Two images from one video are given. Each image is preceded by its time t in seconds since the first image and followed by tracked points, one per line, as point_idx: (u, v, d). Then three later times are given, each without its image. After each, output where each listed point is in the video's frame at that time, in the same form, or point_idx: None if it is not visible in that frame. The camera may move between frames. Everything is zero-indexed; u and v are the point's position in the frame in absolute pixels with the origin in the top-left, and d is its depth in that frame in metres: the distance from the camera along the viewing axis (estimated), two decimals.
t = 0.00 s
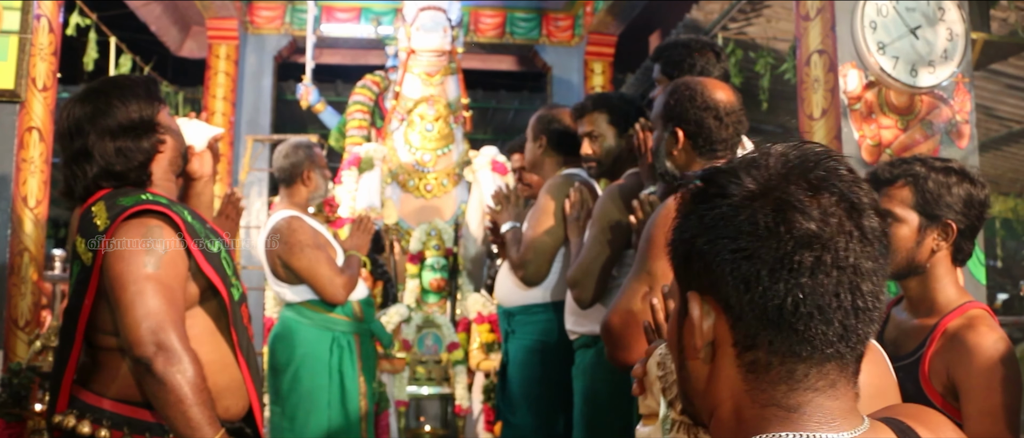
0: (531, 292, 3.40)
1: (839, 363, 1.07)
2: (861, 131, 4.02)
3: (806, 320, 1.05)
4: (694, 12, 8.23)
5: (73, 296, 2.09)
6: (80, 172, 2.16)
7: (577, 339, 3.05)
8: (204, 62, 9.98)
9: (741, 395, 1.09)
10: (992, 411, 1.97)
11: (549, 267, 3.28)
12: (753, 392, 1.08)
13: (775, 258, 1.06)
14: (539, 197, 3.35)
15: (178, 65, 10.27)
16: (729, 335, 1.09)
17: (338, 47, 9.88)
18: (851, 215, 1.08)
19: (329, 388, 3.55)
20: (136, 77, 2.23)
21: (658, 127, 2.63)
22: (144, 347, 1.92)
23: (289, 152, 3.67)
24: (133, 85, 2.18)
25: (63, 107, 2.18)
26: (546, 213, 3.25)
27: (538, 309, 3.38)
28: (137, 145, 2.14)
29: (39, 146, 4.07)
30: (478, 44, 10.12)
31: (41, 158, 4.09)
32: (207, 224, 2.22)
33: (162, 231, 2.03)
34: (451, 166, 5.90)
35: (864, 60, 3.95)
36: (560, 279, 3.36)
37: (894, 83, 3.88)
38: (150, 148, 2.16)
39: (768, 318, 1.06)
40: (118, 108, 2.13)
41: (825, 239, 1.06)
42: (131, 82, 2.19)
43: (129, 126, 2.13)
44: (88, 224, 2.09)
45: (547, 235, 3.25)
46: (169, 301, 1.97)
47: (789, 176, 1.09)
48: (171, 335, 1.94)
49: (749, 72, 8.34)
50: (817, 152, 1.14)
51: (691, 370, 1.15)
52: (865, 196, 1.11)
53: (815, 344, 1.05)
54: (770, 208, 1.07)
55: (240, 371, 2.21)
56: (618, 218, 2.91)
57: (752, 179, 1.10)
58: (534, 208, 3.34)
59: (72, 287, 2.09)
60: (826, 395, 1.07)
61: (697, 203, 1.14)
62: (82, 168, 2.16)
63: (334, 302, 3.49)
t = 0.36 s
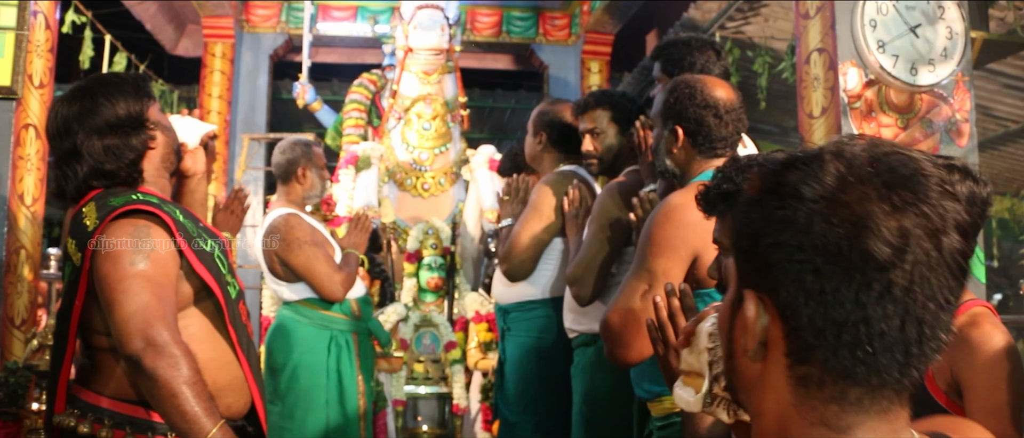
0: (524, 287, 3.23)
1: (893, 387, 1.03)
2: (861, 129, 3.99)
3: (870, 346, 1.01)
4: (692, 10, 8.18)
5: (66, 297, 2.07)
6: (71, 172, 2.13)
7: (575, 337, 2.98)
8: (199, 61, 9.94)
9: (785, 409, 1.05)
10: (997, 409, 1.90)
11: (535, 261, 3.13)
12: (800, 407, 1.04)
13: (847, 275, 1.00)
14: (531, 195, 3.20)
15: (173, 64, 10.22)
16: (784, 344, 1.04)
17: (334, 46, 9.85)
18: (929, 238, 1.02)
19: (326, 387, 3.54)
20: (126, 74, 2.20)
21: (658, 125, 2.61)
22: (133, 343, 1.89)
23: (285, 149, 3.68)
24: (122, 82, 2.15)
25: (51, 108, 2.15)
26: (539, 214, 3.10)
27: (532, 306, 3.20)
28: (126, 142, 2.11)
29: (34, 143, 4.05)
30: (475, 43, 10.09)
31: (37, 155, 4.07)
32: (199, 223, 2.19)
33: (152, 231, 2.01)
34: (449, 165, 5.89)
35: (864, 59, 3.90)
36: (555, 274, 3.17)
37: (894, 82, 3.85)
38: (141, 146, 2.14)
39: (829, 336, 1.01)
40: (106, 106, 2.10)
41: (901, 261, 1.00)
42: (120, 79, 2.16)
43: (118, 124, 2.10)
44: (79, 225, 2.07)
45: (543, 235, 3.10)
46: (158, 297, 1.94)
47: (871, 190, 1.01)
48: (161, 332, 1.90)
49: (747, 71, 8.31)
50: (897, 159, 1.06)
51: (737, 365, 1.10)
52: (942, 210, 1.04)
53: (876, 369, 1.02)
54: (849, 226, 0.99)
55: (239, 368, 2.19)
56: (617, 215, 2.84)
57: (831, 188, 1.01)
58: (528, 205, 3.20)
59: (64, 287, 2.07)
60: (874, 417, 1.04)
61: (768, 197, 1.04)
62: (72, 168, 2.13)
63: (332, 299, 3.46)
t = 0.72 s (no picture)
0: (523, 288, 3.16)
1: None
2: (864, 127, 3.90)
3: (918, 407, 0.89)
4: (691, 8, 8.10)
5: (57, 294, 2.02)
6: (63, 167, 2.08)
7: (577, 337, 2.92)
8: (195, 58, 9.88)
9: None
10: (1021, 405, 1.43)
11: (534, 262, 3.07)
12: None
13: (906, 323, 0.86)
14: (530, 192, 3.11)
15: (168, 61, 10.15)
16: (827, 381, 0.92)
17: (330, 43, 9.79)
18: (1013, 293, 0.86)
19: (324, 385, 3.51)
20: (120, 68, 2.15)
21: (659, 121, 2.56)
22: (118, 338, 1.85)
23: (286, 146, 3.70)
24: (115, 76, 2.10)
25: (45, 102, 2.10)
26: (538, 213, 3.02)
27: (530, 306, 3.15)
28: (118, 136, 2.06)
29: (28, 140, 3.96)
30: (472, 41, 10.03)
31: (30, 152, 3.97)
32: (194, 220, 2.14)
33: (142, 228, 1.96)
34: (446, 163, 5.82)
35: (867, 56, 3.86)
36: (555, 273, 3.11)
37: (897, 79, 3.82)
38: (135, 141, 2.08)
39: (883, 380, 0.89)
40: (99, 101, 2.05)
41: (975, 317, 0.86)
42: (113, 74, 2.10)
43: (111, 119, 2.05)
44: (70, 221, 2.02)
45: (541, 236, 3.03)
46: (145, 291, 1.89)
47: (953, 242, 0.85)
48: (148, 328, 1.85)
49: (746, 69, 8.25)
50: (995, 202, 0.88)
51: (776, 384, 0.98)
52: None
53: (918, 431, 0.90)
54: (918, 280, 0.85)
55: (237, 367, 2.14)
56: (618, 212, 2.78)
57: (906, 226, 0.86)
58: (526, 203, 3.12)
59: (54, 285, 2.02)
60: None
61: (839, 219, 0.91)
62: (64, 163, 2.08)
63: (330, 297, 3.42)
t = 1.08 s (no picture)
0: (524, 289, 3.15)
1: None
2: (866, 126, 3.90)
3: (938, 411, 0.89)
4: (691, 7, 8.09)
5: (56, 295, 2.01)
6: (61, 165, 2.07)
7: (580, 337, 2.90)
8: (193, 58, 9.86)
9: None
10: None
11: (536, 263, 3.06)
12: None
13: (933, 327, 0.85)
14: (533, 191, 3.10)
15: (167, 60, 10.13)
16: (844, 381, 0.92)
17: (328, 42, 9.77)
18: None
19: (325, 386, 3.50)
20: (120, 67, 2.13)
21: (662, 119, 2.49)
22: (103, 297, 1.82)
23: (290, 145, 3.70)
24: (115, 75, 2.08)
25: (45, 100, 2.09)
26: (541, 213, 3.00)
27: (532, 306, 3.13)
28: (117, 133, 2.04)
29: (29, 138, 3.94)
30: (471, 40, 10.02)
31: (31, 150, 3.95)
32: (190, 218, 2.13)
33: (144, 225, 1.96)
34: (445, 163, 5.81)
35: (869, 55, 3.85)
36: (558, 273, 3.10)
37: (900, 78, 3.83)
38: (134, 139, 2.06)
39: (904, 382, 0.88)
40: (99, 99, 2.03)
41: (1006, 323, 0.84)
42: (113, 72, 2.08)
43: (110, 116, 2.04)
44: (69, 221, 2.02)
45: (543, 235, 3.01)
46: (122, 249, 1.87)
47: (982, 245, 0.84)
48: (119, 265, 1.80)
49: (746, 69, 8.23)
50: None
51: (789, 383, 0.99)
52: None
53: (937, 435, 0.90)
54: (947, 282, 0.83)
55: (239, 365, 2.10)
56: (622, 212, 2.75)
57: (935, 226, 0.85)
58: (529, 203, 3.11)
59: (54, 285, 2.01)
60: None
61: (865, 212, 0.90)
62: (63, 162, 2.07)
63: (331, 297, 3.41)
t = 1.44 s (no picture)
0: (527, 285, 3.14)
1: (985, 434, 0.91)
2: (870, 125, 3.87)
3: (960, 406, 0.88)
4: (692, 5, 8.07)
5: (56, 284, 1.93)
6: (64, 159, 2.02)
7: (584, 335, 2.89)
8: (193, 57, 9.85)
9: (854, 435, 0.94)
10: None
11: (541, 259, 3.04)
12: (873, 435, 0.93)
13: (955, 318, 0.85)
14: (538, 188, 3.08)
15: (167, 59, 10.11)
16: (862, 375, 0.91)
17: (328, 41, 9.75)
18: None
19: (328, 385, 3.49)
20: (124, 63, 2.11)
21: (668, 116, 2.44)
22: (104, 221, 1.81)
23: (292, 143, 3.68)
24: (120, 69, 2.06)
25: (47, 94, 2.05)
26: (546, 210, 2.99)
27: (536, 304, 3.12)
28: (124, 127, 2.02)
29: (30, 136, 3.93)
30: (471, 39, 10.02)
31: (33, 148, 3.94)
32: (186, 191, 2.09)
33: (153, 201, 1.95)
34: (447, 161, 5.81)
35: (874, 53, 3.84)
36: (562, 271, 3.09)
37: (904, 76, 3.82)
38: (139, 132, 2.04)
39: (926, 376, 0.87)
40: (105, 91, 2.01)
41: None
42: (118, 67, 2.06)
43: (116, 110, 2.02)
44: (65, 206, 1.96)
45: (549, 232, 3.00)
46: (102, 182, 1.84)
47: (1009, 239, 0.83)
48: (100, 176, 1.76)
49: (747, 68, 8.20)
50: None
51: (805, 377, 0.97)
52: None
53: (957, 429, 0.90)
54: (973, 276, 0.83)
55: (244, 360, 2.10)
56: (626, 210, 2.72)
57: (959, 219, 0.84)
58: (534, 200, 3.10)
59: (55, 273, 1.93)
60: None
61: (889, 201, 0.89)
62: (66, 155, 2.02)
63: (333, 296, 3.40)
